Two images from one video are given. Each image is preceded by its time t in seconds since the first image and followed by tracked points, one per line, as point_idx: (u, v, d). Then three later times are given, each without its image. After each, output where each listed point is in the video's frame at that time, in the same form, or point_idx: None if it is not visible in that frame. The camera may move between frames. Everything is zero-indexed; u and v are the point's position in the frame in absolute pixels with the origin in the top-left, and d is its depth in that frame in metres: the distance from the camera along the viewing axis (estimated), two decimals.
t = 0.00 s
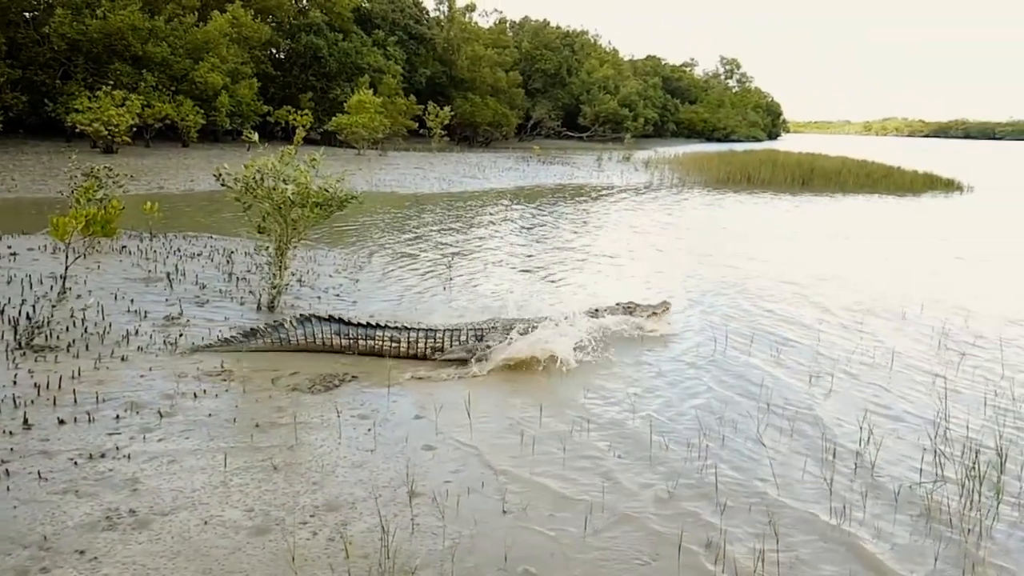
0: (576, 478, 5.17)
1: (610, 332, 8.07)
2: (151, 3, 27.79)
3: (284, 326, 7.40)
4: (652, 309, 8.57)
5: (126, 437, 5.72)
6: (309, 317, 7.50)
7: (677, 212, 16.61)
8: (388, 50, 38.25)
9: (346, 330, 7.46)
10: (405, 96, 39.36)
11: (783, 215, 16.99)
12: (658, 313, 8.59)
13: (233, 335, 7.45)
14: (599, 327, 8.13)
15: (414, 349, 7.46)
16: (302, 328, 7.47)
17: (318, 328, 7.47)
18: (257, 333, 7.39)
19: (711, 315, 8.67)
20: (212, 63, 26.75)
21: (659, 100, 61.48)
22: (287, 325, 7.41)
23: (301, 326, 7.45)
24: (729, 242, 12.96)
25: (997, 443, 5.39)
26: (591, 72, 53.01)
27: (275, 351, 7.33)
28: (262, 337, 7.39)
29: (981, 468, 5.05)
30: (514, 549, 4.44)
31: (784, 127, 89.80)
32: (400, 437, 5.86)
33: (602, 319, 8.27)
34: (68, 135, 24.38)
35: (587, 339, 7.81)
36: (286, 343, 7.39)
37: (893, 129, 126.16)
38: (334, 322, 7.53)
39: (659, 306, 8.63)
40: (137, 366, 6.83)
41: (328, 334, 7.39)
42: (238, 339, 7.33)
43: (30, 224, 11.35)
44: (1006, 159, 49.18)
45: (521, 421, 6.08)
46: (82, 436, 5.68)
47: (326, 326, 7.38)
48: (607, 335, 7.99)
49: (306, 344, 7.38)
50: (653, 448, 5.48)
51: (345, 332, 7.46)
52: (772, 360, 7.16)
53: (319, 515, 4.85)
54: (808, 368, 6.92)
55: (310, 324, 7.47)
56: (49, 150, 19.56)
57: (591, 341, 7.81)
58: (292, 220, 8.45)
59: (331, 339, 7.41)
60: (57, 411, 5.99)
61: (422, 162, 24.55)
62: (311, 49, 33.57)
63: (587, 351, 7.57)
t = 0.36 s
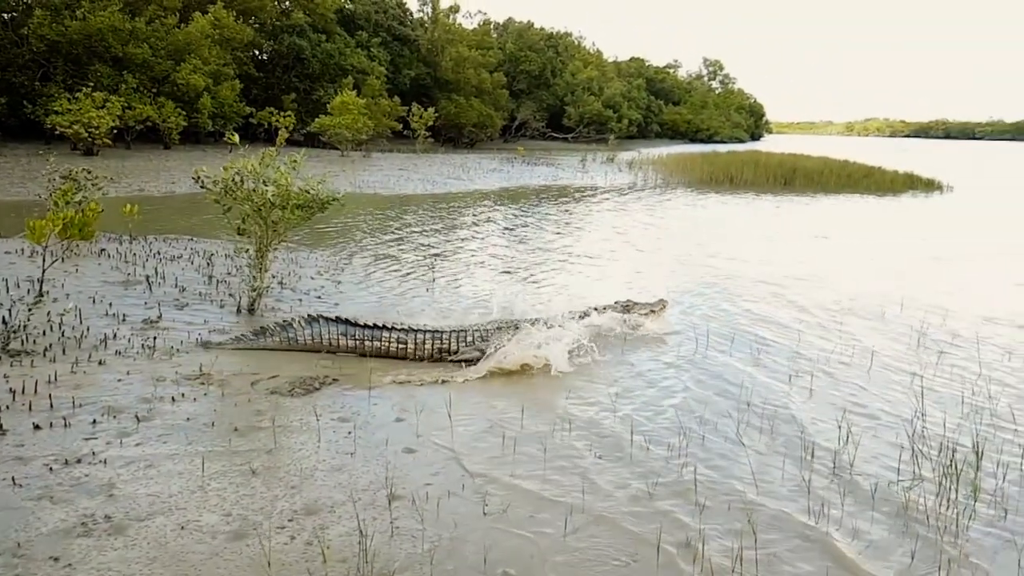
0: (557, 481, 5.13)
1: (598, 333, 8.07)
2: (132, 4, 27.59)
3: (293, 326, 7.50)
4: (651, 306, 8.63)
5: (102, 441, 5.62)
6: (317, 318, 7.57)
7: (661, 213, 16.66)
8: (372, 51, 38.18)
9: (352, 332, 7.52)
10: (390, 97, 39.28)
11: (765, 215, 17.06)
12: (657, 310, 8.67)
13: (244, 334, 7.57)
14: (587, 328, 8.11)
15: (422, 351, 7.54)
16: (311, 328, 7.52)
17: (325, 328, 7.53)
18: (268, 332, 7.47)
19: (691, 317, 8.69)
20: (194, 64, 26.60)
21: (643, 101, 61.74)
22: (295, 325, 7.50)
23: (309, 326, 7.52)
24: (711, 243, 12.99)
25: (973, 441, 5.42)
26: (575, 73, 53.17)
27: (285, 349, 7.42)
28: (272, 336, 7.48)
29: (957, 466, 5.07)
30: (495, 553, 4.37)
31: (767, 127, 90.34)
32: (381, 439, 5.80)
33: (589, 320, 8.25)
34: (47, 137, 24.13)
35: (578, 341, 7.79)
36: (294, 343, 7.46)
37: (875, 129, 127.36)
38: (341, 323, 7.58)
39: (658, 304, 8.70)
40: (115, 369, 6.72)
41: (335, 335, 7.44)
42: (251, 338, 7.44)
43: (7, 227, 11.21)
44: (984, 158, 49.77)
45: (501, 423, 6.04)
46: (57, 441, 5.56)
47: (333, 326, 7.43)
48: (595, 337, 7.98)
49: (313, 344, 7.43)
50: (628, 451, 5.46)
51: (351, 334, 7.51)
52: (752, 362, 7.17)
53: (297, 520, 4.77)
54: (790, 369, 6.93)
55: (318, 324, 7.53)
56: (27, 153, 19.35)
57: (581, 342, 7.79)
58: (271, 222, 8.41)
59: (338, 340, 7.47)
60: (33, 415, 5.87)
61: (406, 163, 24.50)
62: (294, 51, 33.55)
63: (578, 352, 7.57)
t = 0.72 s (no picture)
0: (536, 483, 5.08)
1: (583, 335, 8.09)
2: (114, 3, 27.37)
3: (304, 325, 7.56)
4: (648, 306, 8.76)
5: (76, 444, 5.51)
6: (328, 317, 7.61)
7: (645, 215, 16.69)
8: (357, 51, 38.08)
9: (361, 333, 7.52)
10: (375, 98, 39.18)
11: (748, 217, 17.14)
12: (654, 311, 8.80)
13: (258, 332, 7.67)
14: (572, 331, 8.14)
15: (429, 354, 7.48)
16: (321, 328, 7.56)
17: (335, 328, 7.55)
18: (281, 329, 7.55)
19: (673, 319, 8.70)
20: (177, 64, 26.42)
21: (628, 104, 61.98)
22: (306, 323, 7.55)
23: (320, 326, 7.56)
24: (694, 246, 13.01)
25: (951, 443, 5.44)
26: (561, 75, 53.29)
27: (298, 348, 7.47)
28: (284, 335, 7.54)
29: (933, 467, 5.09)
30: (474, 556, 4.30)
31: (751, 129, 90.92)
32: (360, 442, 5.73)
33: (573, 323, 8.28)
34: (27, 136, 23.88)
35: (566, 344, 7.82)
36: (304, 342, 7.51)
37: (858, 132, 128.53)
38: (351, 324, 7.59)
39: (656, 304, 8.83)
40: (91, 372, 6.62)
41: (343, 334, 7.46)
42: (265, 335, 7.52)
43: None
44: (963, 162, 50.41)
45: (480, 425, 6.00)
46: (30, 444, 5.45)
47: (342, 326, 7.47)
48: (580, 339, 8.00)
49: (323, 343, 7.46)
50: (604, 454, 5.43)
51: (360, 334, 7.51)
52: (733, 365, 7.17)
53: (273, 523, 4.68)
54: (772, 373, 6.93)
55: (329, 324, 7.57)
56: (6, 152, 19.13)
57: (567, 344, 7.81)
58: (252, 223, 8.35)
59: (346, 340, 7.46)
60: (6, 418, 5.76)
61: (391, 164, 24.43)
62: (278, 51, 33.52)
63: (566, 354, 7.58)
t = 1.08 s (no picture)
0: (520, 487, 5.03)
1: (578, 340, 8.04)
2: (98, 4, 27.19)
3: (318, 327, 7.58)
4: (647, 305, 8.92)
5: (55, 449, 5.42)
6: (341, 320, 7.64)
7: (631, 217, 16.71)
8: (344, 53, 38.01)
9: (373, 336, 7.53)
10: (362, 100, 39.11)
11: (734, 219, 17.20)
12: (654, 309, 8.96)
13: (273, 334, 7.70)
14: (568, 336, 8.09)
15: (441, 356, 7.46)
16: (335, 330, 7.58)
17: (348, 331, 7.57)
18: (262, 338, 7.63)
19: (658, 320, 8.69)
20: (163, 65, 26.29)
21: (615, 106, 62.14)
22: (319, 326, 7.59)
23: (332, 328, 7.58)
24: (680, 248, 13.03)
25: (931, 444, 5.47)
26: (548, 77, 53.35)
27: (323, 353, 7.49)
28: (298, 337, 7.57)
29: (915, 469, 5.09)
30: (458, 561, 4.24)
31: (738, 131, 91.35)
32: (343, 445, 5.67)
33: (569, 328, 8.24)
34: (10, 137, 23.67)
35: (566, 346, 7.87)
36: (317, 344, 7.54)
37: (844, 134, 129.40)
38: (363, 328, 7.60)
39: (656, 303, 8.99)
40: (70, 376, 6.54)
41: (356, 337, 7.48)
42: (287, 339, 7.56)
43: None
44: (947, 163, 50.89)
45: (465, 428, 5.96)
46: (9, 449, 5.35)
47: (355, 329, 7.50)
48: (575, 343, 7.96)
49: (335, 345, 7.49)
50: (587, 458, 5.40)
51: (372, 338, 7.53)
52: (718, 368, 7.16)
53: (254, 527, 4.60)
54: (756, 375, 6.94)
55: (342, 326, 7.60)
56: None
57: (561, 349, 7.77)
58: (235, 225, 8.31)
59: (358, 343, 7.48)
60: None
61: (378, 166, 24.38)
62: (265, 52, 33.46)
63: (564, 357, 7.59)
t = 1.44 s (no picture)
0: (503, 490, 5.00)
1: (573, 344, 7.97)
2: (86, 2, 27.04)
3: (330, 329, 7.64)
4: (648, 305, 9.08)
5: (35, 450, 5.35)
6: (352, 323, 7.69)
7: (620, 220, 16.73)
8: (334, 53, 37.94)
9: (384, 338, 7.56)
10: (351, 101, 39.05)
11: (723, 223, 17.24)
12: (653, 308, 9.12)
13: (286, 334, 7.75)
14: (564, 339, 8.03)
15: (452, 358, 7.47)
16: (346, 332, 7.64)
17: (359, 334, 7.62)
18: (242, 339, 7.66)
19: (644, 323, 8.69)
20: (151, 64, 26.18)
21: (605, 109, 62.31)
22: (330, 328, 7.64)
23: (343, 330, 7.64)
24: (668, 251, 13.05)
25: (911, 448, 5.49)
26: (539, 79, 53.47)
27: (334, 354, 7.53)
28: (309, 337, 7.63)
29: (895, 472, 5.11)
30: (440, 564, 4.21)
31: (727, 134, 91.74)
32: (325, 448, 5.62)
33: (565, 331, 8.17)
34: None
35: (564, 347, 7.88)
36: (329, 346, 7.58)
37: (831, 138, 130.30)
38: (374, 331, 7.63)
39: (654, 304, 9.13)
40: (52, 377, 6.47)
41: (367, 341, 7.54)
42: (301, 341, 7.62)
43: None
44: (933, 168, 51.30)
45: (449, 431, 5.93)
46: None
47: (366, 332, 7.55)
48: (569, 347, 7.89)
49: (346, 347, 7.55)
50: (569, 462, 5.39)
51: (383, 341, 7.55)
52: (703, 372, 7.16)
53: (236, 530, 4.55)
54: (739, 379, 6.96)
55: (353, 329, 7.65)
56: None
57: (554, 352, 7.70)
58: (221, 225, 8.27)
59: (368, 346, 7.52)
60: None
61: (367, 167, 24.34)
62: (254, 52, 33.36)
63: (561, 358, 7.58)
